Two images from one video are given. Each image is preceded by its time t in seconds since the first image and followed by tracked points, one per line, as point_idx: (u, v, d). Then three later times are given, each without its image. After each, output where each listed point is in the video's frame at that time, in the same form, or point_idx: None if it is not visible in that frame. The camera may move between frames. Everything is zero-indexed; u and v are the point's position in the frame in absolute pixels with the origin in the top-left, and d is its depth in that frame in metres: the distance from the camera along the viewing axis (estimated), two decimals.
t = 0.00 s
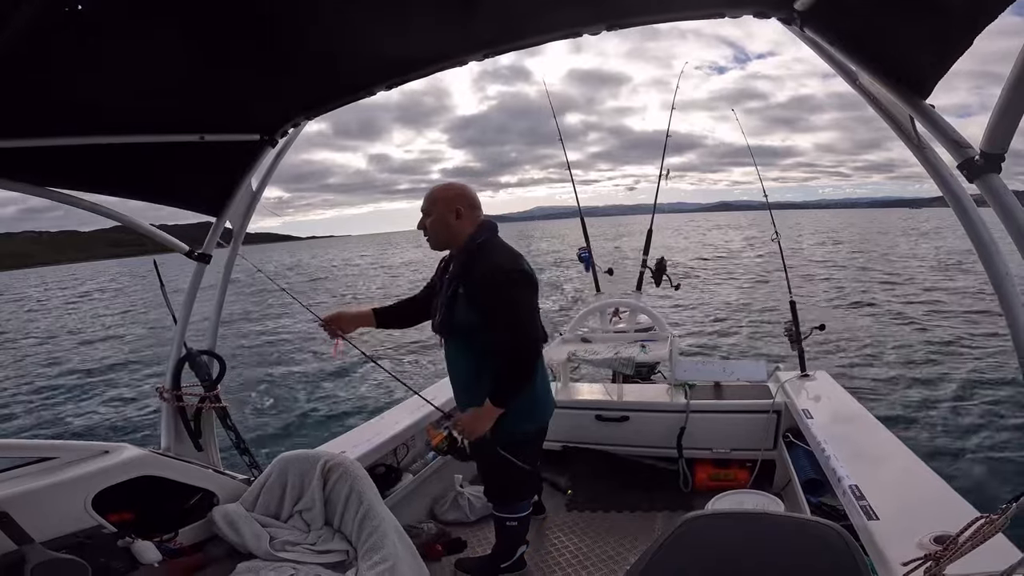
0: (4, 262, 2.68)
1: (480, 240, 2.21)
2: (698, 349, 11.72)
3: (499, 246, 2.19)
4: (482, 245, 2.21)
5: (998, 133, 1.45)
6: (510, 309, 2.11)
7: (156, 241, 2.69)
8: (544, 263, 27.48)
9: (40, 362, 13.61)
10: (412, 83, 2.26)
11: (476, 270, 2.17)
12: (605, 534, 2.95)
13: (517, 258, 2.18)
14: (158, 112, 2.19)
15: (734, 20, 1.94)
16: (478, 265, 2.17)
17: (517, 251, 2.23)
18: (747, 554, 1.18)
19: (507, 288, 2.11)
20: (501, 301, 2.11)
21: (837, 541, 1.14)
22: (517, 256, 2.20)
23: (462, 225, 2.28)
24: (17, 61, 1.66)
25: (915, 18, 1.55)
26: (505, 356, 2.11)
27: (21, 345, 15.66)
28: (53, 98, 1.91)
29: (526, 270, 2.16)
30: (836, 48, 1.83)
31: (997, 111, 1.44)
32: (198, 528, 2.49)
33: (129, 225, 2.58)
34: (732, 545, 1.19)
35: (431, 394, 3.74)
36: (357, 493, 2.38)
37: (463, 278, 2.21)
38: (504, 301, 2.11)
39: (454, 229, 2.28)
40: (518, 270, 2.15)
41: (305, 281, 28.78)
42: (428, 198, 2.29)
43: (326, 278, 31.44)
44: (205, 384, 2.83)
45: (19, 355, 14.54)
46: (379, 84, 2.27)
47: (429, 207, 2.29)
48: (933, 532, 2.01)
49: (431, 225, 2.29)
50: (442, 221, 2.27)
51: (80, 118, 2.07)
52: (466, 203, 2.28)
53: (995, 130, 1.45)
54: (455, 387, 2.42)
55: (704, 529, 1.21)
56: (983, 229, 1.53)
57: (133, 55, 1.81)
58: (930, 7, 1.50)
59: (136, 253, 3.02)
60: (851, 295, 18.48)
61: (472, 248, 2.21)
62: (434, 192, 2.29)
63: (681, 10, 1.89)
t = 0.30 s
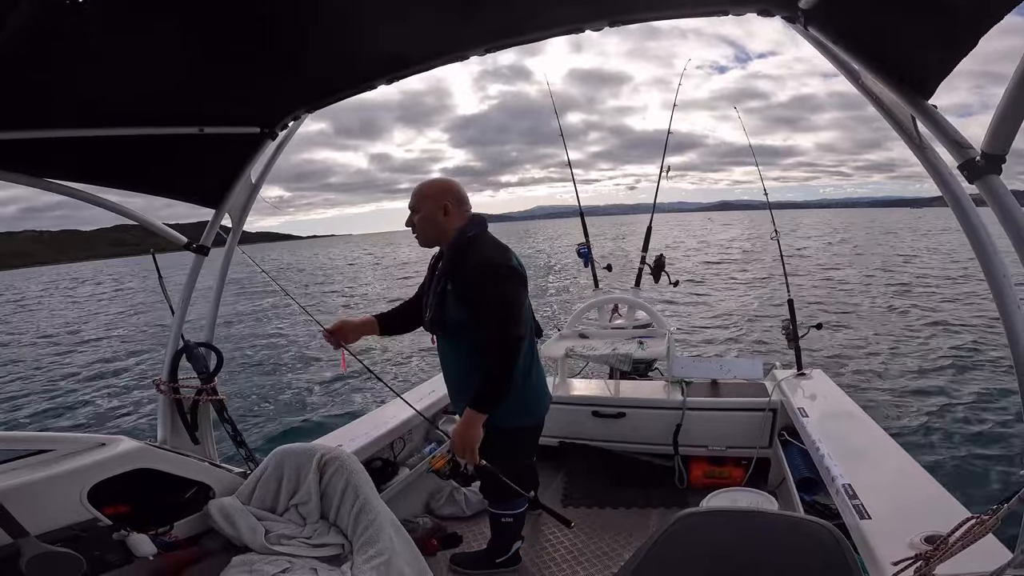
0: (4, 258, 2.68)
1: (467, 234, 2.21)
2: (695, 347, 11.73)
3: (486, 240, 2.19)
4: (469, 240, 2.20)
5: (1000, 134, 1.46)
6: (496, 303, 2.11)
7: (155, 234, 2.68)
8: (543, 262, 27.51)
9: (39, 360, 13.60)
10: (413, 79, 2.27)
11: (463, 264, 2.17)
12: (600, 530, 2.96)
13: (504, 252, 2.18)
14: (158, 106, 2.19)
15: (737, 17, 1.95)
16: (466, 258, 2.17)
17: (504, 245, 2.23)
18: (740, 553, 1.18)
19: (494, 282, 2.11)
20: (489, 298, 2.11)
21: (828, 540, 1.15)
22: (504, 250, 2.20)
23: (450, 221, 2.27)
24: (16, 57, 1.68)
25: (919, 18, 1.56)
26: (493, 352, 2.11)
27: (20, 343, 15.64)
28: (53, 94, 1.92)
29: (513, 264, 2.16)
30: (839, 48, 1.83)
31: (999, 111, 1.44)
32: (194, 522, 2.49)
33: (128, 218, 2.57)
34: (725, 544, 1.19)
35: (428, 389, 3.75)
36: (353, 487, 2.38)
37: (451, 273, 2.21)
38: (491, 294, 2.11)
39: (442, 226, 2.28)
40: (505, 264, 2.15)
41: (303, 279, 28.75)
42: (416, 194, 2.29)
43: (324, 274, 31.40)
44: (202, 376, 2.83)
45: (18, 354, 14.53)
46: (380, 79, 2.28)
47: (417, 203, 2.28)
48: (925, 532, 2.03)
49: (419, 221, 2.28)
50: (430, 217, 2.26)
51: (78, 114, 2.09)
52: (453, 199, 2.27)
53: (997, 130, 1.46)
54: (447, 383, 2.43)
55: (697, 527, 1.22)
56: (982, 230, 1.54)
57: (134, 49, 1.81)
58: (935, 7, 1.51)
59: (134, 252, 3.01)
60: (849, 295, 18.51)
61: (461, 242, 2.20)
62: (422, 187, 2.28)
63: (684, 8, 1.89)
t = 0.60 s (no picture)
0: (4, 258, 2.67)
1: (468, 237, 2.20)
2: (695, 347, 11.74)
3: (487, 242, 2.18)
4: (470, 241, 2.19)
5: (998, 135, 1.46)
6: (497, 305, 2.10)
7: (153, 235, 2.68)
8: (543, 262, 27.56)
9: (38, 361, 13.59)
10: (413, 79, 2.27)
11: (465, 267, 2.17)
12: (600, 531, 2.96)
13: (505, 254, 2.17)
14: (157, 106, 2.18)
15: (736, 17, 1.95)
16: (466, 260, 2.17)
17: (505, 246, 2.22)
18: (739, 553, 1.19)
19: (495, 284, 2.10)
20: (490, 300, 2.10)
21: (829, 540, 1.15)
22: (505, 251, 2.19)
23: (450, 223, 2.26)
24: (16, 60, 1.68)
25: (918, 19, 1.56)
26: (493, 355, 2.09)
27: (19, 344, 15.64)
28: (53, 96, 1.93)
29: (513, 264, 2.15)
30: (837, 48, 1.83)
31: (996, 111, 1.45)
32: (193, 523, 2.48)
33: (126, 219, 2.57)
34: (725, 544, 1.19)
35: (428, 390, 3.76)
36: (353, 488, 2.38)
37: (452, 276, 2.20)
38: (493, 296, 2.11)
39: (442, 228, 2.27)
40: (506, 265, 2.14)
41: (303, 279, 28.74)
42: (417, 196, 2.28)
43: (323, 275, 31.39)
44: (201, 378, 2.83)
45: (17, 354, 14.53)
46: (380, 79, 2.27)
47: (418, 204, 2.27)
48: (924, 532, 2.03)
49: (420, 222, 2.28)
50: (430, 217, 2.26)
51: (80, 116, 2.10)
52: (454, 201, 2.26)
53: (996, 130, 1.46)
54: (451, 386, 2.43)
55: (696, 527, 1.22)
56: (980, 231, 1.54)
57: (134, 49, 1.81)
58: (933, 8, 1.51)
59: (134, 251, 3.01)
60: (848, 295, 18.54)
61: (461, 244, 2.20)
62: (422, 189, 2.27)
63: (683, 8, 1.89)
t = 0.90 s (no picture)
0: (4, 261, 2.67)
1: (465, 242, 2.18)
2: (696, 347, 11.72)
3: (485, 246, 2.17)
4: (467, 247, 2.18)
5: (998, 134, 1.46)
6: (498, 309, 2.08)
7: (154, 239, 2.68)
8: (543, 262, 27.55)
9: (39, 361, 13.59)
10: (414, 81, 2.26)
11: (463, 272, 2.15)
12: (604, 532, 2.96)
13: (503, 256, 2.16)
14: (157, 108, 2.18)
15: (735, 17, 1.94)
16: (465, 269, 2.15)
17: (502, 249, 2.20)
18: (743, 554, 1.18)
19: (495, 288, 2.09)
20: (491, 310, 2.09)
21: (834, 540, 1.15)
22: (503, 255, 2.18)
23: (448, 230, 2.26)
24: (18, 63, 1.68)
25: (917, 18, 1.56)
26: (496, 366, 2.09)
27: (20, 345, 15.64)
28: (55, 100, 1.94)
29: (512, 268, 2.14)
30: (836, 47, 1.82)
31: (995, 111, 1.44)
32: (197, 527, 2.48)
33: (127, 223, 2.57)
34: (729, 544, 1.19)
35: (430, 392, 3.76)
36: (356, 492, 2.38)
37: (451, 282, 2.19)
38: (493, 300, 2.09)
39: (438, 236, 2.26)
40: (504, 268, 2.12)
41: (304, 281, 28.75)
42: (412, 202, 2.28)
43: (324, 277, 31.40)
44: (204, 382, 2.84)
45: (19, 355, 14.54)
46: (381, 81, 2.27)
47: (413, 211, 2.28)
48: (930, 531, 2.02)
49: (416, 229, 2.28)
50: (425, 224, 2.26)
51: (83, 119, 2.11)
52: (448, 207, 2.26)
53: (995, 128, 1.45)
54: (457, 394, 2.42)
55: (699, 527, 1.21)
56: (982, 229, 1.53)
57: (135, 51, 1.80)
58: (931, 7, 1.50)
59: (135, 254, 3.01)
60: (849, 294, 18.52)
61: (459, 252, 2.18)
62: (417, 196, 2.27)
63: (681, 8, 1.88)
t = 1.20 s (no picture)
0: (5, 261, 2.67)
1: (451, 265, 2.02)
2: (697, 347, 11.72)
3: (473, 264, 2.02)
4: (454, 269, 2.02)
5: (998, 133, 1.46)
6: (498, 332, 1.98)
7: (154, 239, 2.68)
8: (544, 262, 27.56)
9: (41, 362, 13.60)
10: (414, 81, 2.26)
11: (453, 297, 2.00)
12: (606, 532, 2.96)
13: (493, 274, 2.03)
14: (158, 109, 2.18)
15: (734, 17, 1.94)
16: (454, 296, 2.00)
17: (490, 264, 2.08)
18: (745, 554, 1.18)
19: (491, 313, 1.97)
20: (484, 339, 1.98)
21: (835, 540, 1.15)
22: (492, 270, 2.05)
23: (428, 254, 2.06)
24: (18, 64, 1.68)
25: (916, 18, 1.56)
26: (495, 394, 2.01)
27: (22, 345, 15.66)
28: (54, 100, 1.94)
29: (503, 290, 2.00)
30: (835, 47, 1.82)
31: (994, 111, 1.44)
32: (199, 528, 2.49)
33: (127, 224, 2.57)
34: (730, 544, 1.19)
35: (430, 392, 3.76)
36: (357, 492, 2.38)
37: (442, 309, 2.04)
38: (490, 326, 1.97)
39: (416, 261, 2.07)
40: (495, 288, 2.00)
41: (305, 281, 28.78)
42: (384, 227, 2.06)
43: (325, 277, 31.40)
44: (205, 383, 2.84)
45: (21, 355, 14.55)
46: (381, 81, 2.27)
47: (386, 239, 2.06)
48: (931, 530, 2.02)
49: (392, 258, 2.07)
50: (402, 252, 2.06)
51: (82, 120, 2.11)
52: (424, 229, 2.05)
53: (995, 127, 1.45)
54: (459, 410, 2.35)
55: (701, 527, 1.21)
56: (982, 228, 1.53)
57: (136, 51, 1.80)
58: (931, 7, 1.50)
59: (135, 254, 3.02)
60: (850, 294, 18.51)
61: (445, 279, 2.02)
62: (388, 219, 2.06)
63: (681, 8, 1.88)
